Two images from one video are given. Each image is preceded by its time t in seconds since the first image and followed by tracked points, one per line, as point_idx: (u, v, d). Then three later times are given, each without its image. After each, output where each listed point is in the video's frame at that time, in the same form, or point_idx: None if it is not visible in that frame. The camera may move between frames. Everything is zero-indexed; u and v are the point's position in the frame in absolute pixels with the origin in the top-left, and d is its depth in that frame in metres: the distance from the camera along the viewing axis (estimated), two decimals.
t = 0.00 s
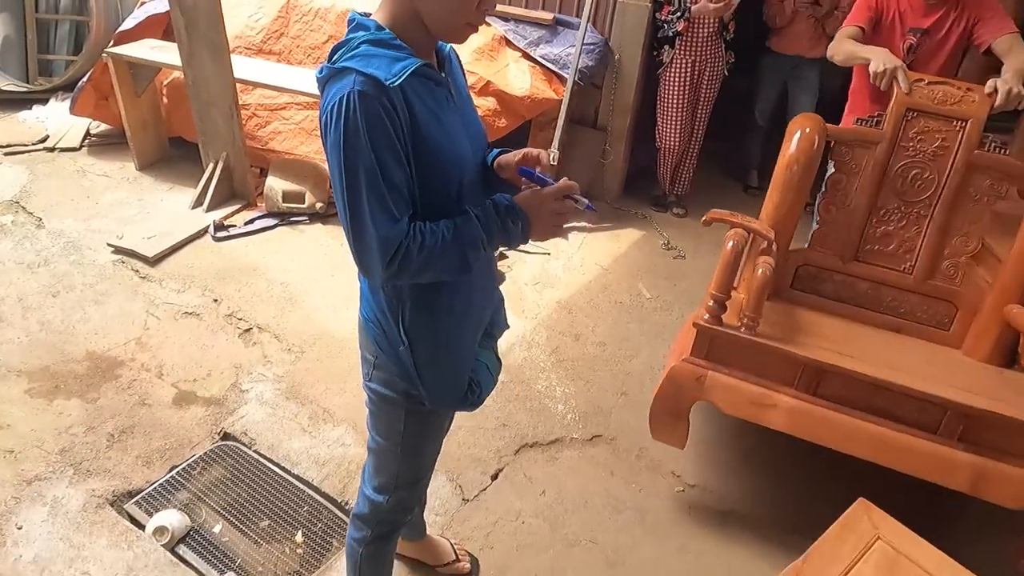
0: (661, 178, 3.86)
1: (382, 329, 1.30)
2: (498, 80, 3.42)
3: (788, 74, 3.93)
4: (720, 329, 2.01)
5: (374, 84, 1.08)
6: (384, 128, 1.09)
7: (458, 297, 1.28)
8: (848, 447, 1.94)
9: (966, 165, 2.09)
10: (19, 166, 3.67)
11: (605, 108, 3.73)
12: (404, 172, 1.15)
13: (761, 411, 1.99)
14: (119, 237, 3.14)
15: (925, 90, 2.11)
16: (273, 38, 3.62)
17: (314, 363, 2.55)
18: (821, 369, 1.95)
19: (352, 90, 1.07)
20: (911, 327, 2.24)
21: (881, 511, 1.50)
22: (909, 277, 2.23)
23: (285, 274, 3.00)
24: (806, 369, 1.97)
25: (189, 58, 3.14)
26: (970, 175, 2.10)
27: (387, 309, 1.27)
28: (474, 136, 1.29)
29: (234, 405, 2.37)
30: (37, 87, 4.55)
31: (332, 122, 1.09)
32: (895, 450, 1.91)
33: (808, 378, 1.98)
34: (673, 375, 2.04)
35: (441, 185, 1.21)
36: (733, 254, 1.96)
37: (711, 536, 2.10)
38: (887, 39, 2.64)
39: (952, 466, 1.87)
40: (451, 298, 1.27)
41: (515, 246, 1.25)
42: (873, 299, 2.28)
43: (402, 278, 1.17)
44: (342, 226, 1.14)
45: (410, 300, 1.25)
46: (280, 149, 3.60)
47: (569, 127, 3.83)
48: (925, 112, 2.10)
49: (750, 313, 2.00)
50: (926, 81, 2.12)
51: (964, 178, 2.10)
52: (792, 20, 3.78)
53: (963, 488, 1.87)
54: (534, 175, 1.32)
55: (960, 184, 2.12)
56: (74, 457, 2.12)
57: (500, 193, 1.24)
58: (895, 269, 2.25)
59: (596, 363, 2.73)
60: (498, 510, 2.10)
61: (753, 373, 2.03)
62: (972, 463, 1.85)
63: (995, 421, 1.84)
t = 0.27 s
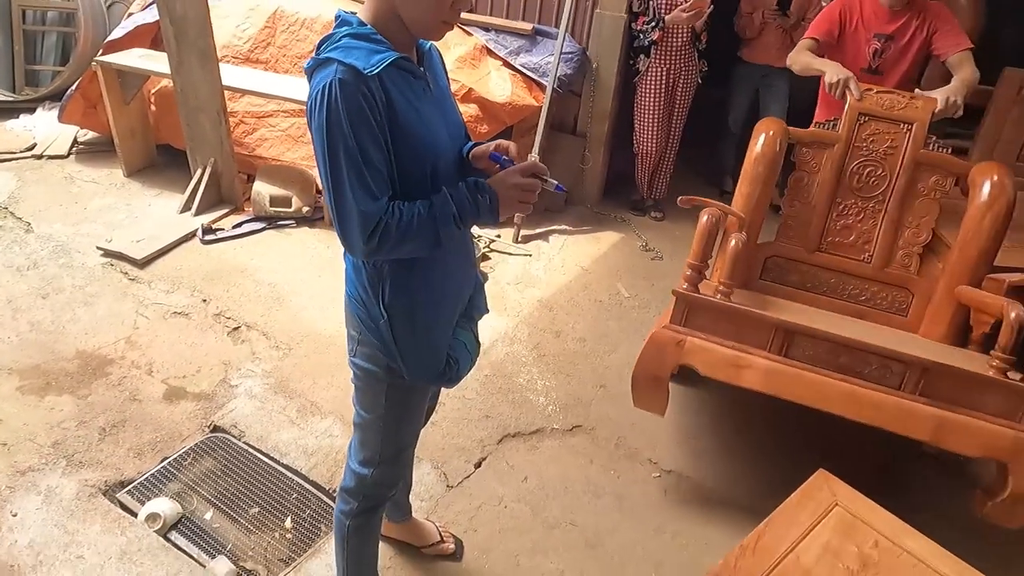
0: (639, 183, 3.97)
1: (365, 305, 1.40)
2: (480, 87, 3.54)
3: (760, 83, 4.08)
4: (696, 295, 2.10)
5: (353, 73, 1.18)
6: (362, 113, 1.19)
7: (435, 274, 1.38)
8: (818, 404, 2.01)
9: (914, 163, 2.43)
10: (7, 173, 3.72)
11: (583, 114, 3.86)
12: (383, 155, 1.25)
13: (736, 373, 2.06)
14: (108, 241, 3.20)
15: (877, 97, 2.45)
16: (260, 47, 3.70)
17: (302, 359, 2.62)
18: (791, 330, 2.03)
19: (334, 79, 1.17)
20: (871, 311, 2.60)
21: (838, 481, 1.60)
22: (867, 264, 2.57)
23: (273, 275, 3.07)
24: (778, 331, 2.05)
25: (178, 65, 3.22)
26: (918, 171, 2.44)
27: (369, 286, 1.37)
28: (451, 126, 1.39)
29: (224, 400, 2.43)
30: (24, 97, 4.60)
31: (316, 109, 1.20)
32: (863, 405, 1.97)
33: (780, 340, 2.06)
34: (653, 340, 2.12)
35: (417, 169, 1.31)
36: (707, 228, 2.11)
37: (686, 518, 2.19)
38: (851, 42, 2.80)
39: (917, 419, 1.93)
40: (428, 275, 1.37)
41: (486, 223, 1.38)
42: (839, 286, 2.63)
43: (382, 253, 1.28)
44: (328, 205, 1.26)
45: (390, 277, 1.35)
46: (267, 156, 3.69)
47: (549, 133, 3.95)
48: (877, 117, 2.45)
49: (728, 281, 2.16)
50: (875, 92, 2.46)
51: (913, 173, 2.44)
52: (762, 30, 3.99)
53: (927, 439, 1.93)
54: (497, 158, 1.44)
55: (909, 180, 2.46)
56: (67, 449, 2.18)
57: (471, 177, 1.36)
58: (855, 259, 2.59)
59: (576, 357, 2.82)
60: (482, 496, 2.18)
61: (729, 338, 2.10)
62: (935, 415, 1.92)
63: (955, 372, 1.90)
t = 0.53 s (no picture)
0: (634, 189, 4.03)
1: (372, 303, 1.43)
2: (477, 94, 3.59)
3: (751, 91, 4.15)
4: (697, 282, 2.18)
5: (363, 77, 1.21)
6: (371, 115, 1.22)
7: (440, 273, 1.41)
8: (817, 382, 2.03)
9: (897, 169, 2.54)
10: (4, 178, 3.72)
11: (579, 121, 3.91)
12: (391, 156, 1.28)
13: (737, 356, 2.09)
14: (108, 245, 3.21)
15: (861, 109, 2.57)
16: (259, 54, 3.74)
17: (303, 362, 2.65)
18: (789, 314, 2.13)
19: (344, 83, 1.21)
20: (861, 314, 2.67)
21: (833, 477, 1.65)
22: (858, 267, 2.66)
23: (273, 279, 3.09)
24: (776, 315, 2.15)
25: (178, 73, 3.24)
26: (902, 178, 2.55)
27: (377, 284, 1.40)
28: (457, 130, 1.41)
29: (226, 402, 2.45)
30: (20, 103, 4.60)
31: (327, 111, 1.24)
32: (861, 385, 2.01)
33: (778, 324, 2.15)
34: (657, 325, 2.14)
35: (424, 171, 1.34)
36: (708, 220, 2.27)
37: (684, 516, 2.23)
38: (852, 33, 2.88)
39: (913, 399, 1.97)
40: (434, 273, 1.40)
41: (489, 223, 1.40)
42: (830, 288, 2.71)
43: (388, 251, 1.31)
44: (337, 204, 1.29)
45: (397, 275, 1.38)
46: (265, 162, 3.71)
47: (545, 140, 4.00)
48: (861, 127, 2.56)
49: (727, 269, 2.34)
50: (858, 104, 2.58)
51: (897, 180, 2.55)
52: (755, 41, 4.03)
53: (924, 417, 1.96)
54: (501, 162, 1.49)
55: (894, 186, 2.56)
56: (71, 451, 2.19)
57: (478, 180, 1.39)
58: (846, 261, 2.68)
59: (574, 360, 2.86)
60: (483, 496, 2.21)
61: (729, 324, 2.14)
62: (930, 394, 1.96)
63: (945, 352, 1.99)
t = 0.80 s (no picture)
0: (643, 192, 4.04)
1: (412, 298, 1.43)
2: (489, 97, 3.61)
3: (756, 95, 4.18)
4: (724, 266, 2.20)
5: (410, 72, 1.22)
6: (417, 110, 1.23)
7: (480, 269, 1.40)
8: (846, 361, 2.04)
9: (907, 174, 2.60)
10: (14, 180, 3.71)
11: (589, 124, 3.93)
12: (434, 150, 1.28)
13: (765, 336, 2.10)
14: (121, 247, 3.20)
15: (868, 119, 2.63)
16: (270, 56, 3.74)
17: (321, 363, 2.64)
18: (817, 295, 2.13)
19: (392, 77, 1.21)
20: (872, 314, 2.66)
21: (864, 474, 1.65)
22: (871, 267, 2.68)
23: (288, 280, 3.09)
24: (802, 297, 2.15)
25: (193, 71, 3.25)
26: (911, 183, 2.60)
27: (417, 279, 1.41)
28: (499, 127, 1.41)
29: (246, 403, 2.45)
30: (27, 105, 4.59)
31: (373, 105, 1.24)
32: (888, 363, 2.03)
33: (805, 306, 2.16)
34: (685, 307, 2.18)
35: (467, 167, 1.34)
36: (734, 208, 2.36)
37: (706, 515, 2.24)
38: (876, 25, 2.87)
39: (940, 378, 1.99)
40: (473, 269, 1.39)
41: (526, 218, 1.36)
42: (844, 288, 2.72)
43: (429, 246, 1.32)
44: (381, 197, 1.30)
45: (438, 270, 1.38)
46: (276, 163, 3.72)
47: (555, 142, 4.02)
48: (870, 133, 2.62)
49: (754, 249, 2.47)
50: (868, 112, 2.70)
51: (906, 184, 2.60)
52: (761, 45, 4.03)
53: (952, 394, 1.98)
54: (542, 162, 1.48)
55: (903, 191, 2.61)
56: (93, 452, 2.19)
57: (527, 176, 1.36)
58: (859, 262, 2.70)
59: (590, 361, 2.87)
60: (507, 496, 2.21)
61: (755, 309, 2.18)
62: (957, 373, 1.99)
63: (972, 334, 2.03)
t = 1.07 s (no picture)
0: (654, 197, 4.04)
1: (455, 301, 1.43)
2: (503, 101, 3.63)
3: (762, 99, 4.16)
4: (751, 260, 2.25)
5: (464, 74, 1.23)
6: (469, 112, 1.23)
7: (525, 271, 1.40)
8: (878, 351, 2.06)
9: (920, 181, 2.61)
10: (25, 183, 3.68)
11: (601, 128, 3.96)
12: (484, 152, 1.28)
13: (794, 327, 2.12)
14: (136, 251, 3.18)
15: (879, 131, 2.67)
16: (283, 60, 3.76)
17: (342, 367, 2.64)
18: (844, 286, 2.17)
19: (446, 79, 1.22)
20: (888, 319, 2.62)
21: (900, 476, 1.66)
22: (887, 271, 2.65)
23: (305, 284, 3.09)
24: (829, 288, 2.19)
25: (208, 75, 3.28)
26: (923, 189, 2.61)
27: (462, 282, 1.41)
28: (545, 131, 1.41)
29: (268, 408, 2.43)
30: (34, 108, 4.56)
31: (426, 107, 1.25)
32: (918, 353, 2.06)
33: (831, 297, 2.19)
34: (713, 300, 2.23)
35: (514, 170, 1.35)
36: (759, 203, 2.42)
37: (732, 519, 2.24)
38: (897, 30, 2.88)
39: (968, 367, 2.03)
40: (519, 272, 1.40)
41: (574, 221, 1.36)
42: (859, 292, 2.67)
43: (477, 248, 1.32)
44: (430, 199, 1.30)
45: (483, 272, 1.38)
46: (289, 167, 3.73)
47: (567, 147, 4.03)
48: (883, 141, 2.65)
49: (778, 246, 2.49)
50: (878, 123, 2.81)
51: (918, 191, 2.61)
52: (767, 53, 4.04)
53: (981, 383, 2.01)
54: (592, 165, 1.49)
55: (914, 198, 2.62)
56: (118, 457, 2.17)
57: (574, 181, 1.36)
58: (874, 265, 2.66)
59: (609, 365, 2.87)
60: (534, 500, 2.21)
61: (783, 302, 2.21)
62: (984, 362, 2.02)
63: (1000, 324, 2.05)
